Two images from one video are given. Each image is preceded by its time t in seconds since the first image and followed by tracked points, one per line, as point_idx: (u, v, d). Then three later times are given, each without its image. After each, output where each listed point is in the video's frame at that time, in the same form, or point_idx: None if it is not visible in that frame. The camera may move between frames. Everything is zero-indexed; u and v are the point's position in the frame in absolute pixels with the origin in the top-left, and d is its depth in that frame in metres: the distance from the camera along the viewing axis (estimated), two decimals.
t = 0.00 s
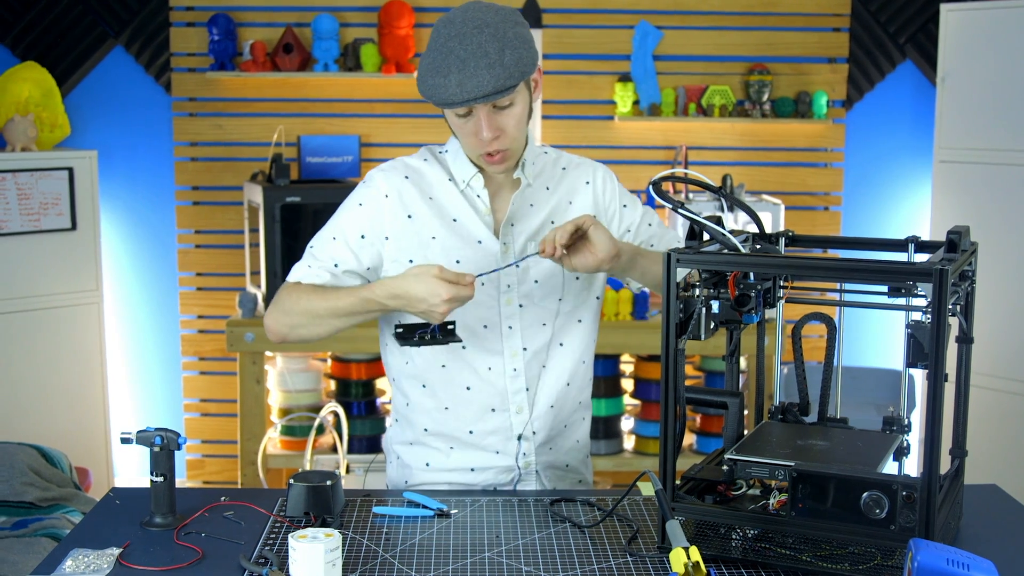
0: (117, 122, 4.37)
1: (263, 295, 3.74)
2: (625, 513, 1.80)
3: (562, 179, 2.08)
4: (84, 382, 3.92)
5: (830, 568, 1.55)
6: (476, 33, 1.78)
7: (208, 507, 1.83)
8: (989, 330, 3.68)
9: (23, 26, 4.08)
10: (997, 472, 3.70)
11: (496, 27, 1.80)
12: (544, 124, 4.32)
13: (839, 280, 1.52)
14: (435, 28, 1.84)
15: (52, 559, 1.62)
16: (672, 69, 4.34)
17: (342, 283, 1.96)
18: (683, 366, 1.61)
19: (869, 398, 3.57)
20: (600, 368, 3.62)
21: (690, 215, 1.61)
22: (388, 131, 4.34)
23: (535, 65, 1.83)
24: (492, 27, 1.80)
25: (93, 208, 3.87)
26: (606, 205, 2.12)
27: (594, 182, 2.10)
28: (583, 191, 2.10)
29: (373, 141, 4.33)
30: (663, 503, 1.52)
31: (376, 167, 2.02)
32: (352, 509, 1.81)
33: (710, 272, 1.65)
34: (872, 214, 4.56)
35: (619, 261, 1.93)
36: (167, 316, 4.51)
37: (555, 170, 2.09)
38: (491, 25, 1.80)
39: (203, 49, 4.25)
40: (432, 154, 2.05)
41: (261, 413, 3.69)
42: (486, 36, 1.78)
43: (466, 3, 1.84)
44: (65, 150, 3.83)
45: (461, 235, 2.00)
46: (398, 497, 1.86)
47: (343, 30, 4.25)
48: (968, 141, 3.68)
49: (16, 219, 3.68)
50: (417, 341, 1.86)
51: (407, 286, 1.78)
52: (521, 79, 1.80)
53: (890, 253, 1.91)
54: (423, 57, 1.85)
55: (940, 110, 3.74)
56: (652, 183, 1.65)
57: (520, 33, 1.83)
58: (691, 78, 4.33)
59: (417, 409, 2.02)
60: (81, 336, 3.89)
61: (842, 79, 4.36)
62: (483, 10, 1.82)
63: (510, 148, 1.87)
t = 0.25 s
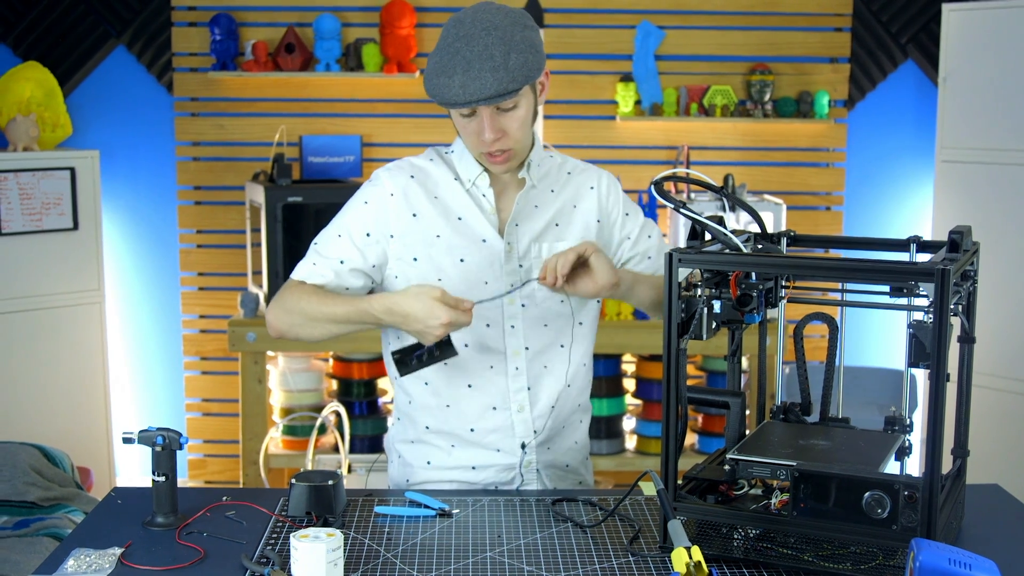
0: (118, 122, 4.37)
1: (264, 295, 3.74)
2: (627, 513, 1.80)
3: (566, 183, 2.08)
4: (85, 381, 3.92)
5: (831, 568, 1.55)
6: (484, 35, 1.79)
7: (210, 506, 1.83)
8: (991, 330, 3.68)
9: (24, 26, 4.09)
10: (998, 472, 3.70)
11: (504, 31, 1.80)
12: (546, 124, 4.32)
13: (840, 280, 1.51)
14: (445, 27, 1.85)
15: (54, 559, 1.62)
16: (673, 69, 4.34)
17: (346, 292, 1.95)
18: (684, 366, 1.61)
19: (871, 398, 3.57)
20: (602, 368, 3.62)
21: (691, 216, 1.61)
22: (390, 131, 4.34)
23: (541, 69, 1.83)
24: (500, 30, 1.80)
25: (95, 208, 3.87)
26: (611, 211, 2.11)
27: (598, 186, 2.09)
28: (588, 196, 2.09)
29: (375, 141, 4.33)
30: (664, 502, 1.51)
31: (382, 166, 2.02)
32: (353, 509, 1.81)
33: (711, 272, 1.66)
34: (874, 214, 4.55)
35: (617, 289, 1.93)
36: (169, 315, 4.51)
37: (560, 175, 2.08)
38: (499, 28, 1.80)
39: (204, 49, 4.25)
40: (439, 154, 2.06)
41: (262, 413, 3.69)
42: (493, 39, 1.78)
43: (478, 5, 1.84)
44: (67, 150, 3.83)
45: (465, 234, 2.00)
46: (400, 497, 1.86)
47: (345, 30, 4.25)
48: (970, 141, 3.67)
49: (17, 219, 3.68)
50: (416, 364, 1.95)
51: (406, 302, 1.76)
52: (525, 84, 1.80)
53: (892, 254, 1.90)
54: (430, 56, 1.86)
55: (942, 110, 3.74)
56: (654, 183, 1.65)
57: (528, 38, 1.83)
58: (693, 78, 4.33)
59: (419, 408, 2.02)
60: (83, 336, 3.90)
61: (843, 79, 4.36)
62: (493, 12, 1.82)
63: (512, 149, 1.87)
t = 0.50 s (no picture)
0: (120, 121, 4.37)
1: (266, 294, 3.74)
2: (629, 512, 1.79)
3: (569, 186, 2.07)
4: (87, 380, 3.92)
5: (834, 568, 1.54)
6: (489, 32, 1.79)
7: (212, 505, 1.83)
8: (994, 329, 3.67)
9: (26, 25, 4.09)
10: (1000, 472, 3.69)
11: (509, 28, 1.81)
12: (548, 123, 4.32)
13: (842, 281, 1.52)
14: (451, 24, 1.85)
15: (56, 558, 1.62)
16: (675, 68, 4.33)
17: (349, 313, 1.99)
18: (685, 366, 1.61)
19: (873, 397, 3.57)
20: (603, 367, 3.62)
21: (693, 214, 1.61)
22: (392, 129, 4.33)
23: (545, 69, 1.84)
24: (505, 26, 1.81)
25: (98, 207, 3.87)
26: (611, 216, 2.10)
27: (601, 193, 2.08)
28: (590, 203, 2.08)
29: (377, 140, 4.33)
30: (666, 500, 1.51)
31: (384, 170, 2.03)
32: (355, 508, 1.81)
33: (714, 271, 1.65)
34: (876, 213, 4.55)
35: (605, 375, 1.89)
36: (171, 314, 4.52)
37: (563, 178, 2.07)
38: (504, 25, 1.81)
39: (206, 48, 4.26)
40: (440, 155, 2.06)
41: (264, 411, 3.69)
42: (498, 36, 1.79)
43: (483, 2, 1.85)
44: (69, 149, 3.83)
45: (465, 235, 2.00)
46: (402, 496, 1.86)
47: (347, 29, 4.25)
48: (972, 140, 3.67)
49: (20, 218, 3.69)
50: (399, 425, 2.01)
51: (399, 358, 1.73)
52: (529, 82, 1.80)
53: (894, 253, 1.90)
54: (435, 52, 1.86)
55: (944, 109, 3.74)
56: (656, 181, 1.66)
57: (533, 36, 1.84)
58: (695, 76, 4.32)
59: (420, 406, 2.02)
60: (85, 334, 3.89)
61: (845, 77, 4.36)
62: (499, 10, 1.83)
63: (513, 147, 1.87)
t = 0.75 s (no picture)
0: (121, 120, 4.37)
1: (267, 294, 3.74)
2: (629, 511, 1.80)
3: (565, 186, 2.08)
4: (88, 380, 3.92)
5: (835, 566, 1.54)
6: (475, 30, 1.79)
7: (213, 504, 1.83)
8: (995, 328, 3.67)
9: (27, 25, 4.10)
10: (1001, 471, 3.69)
11: (495, 26, 1.81)
12: (549, 122, 4.32)
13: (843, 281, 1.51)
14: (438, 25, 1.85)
15: (57, 557, 1.62)
16: (676, 67, 4.33)
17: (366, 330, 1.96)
18: (687, 365, 1.61)
19: (874, 397, 3.57)
20: (605, 367, 3.62)
21: (693, 213, 1.61)
22: (393, 129, 4.33)
23: (534, 65, 1.83)
24: (492, 24, 1.81)
25: (98, 206, 3.87)
26: (609, 217, 2.09)
27: (599, 192, 2.08)
28: (588, 203, 2.08)
29: (378, 139, 4.33)
30: (666, 500, 1.51)
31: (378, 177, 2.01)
32: (357, 507, 1.81)
33: (715, 270, 1.65)
34: (876, 212, 4.55)
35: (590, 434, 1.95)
36: (172, 313, 4.52)
37: (559, 176, 2.08)
38: (492, 24, 1.81)
39: (207, 47, 4.26)
40: (433, 158, 2.05)
41: (266, 410, 3.69)
42: (485, 35, 1.79)
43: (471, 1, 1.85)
44: (70, 148, 3.83)
45: (463, 240, 2.00)
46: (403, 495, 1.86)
47: (348, 28, 4.25)
48: (973, 139, 3.67)
49: (21, 217, 3.69)
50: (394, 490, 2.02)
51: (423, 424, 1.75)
52: (517, 80, 1.80)
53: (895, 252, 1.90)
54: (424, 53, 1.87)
55: (946, 108, 3.73)
56: (658, 180, 1.66)
57: (521, 33, 1.83)
58: (696, 76, 4.32)
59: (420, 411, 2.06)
60: (86, 334, 3.89)
61: (846, 76, 4.36)
62: (487, 8, 1.83)
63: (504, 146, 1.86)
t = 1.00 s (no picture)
0: (122, 122, 4.37)
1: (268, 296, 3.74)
2: (630, 513, 1.80)
3: (563, 188, 2.08)
4: (89, 382, 3.92)
5: (835, 568, 1.54)
6: (468, 32, 1.79)
7: (213, 507, 1.83)
8: (995, 330, 3.67)
9: (28, 26, 4.09)
10: (1001, 473, 3.69)
11: (488, 27, 1.81)
12: (549, 124, 4.32)
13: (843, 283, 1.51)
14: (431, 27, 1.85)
15: (57, 560, 1.62)
16: (677, 69, 4.34)
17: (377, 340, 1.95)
18: (688, 368, 1.61)
19: (875, 399, 3.57)
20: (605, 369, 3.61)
21: (694, 216, 1.61)
22: (393, 131, 4.34)
23: (527, 65, 1.84)
24: (484, 25, 1.81)
25: (99, 209, 3.88)
26: (607, 218, 2.10)
27: (597, 194, 2.09)
28: (586, 205, 2.09)
29: (378, 141, 4.34)
30: (667, 503, 1.51)
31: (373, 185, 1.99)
32: (357, 510, 1.81)
33: (715, 272, 1.65)
34: (876, 214, 4.55)
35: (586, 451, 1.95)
36: (173, 316, 4.52)
37: (557, 178, 2.08)
38: (484, 24, 1.81)
39: (208, 50, 4.26)
40: (429, 164, 2.05)
41: (266, 413, 3.69)
42: (477, 36, 1.79)
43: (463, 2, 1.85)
44: (71, 151, 3.83)
45: (463, 246, 1.99)
46: (404, 498, 1.86)
47: (348, 31, 4.25)
48: (974, 141, 3.66)
49: (22, 219, 3.69)
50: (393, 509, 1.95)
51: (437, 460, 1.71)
52: (511, 81, 1.80)
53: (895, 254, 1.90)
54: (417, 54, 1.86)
55: (946, 110, 3.73)
56: (657, 182, 1.66)
57: (514, 33, 1.84)
58: (696, 78, 4.32)
59: (423, 417, 2.07)
60: (87, 336, 3.89)
61: (846, 78, 4.36)
62: (479, 9, 1.83)
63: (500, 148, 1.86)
